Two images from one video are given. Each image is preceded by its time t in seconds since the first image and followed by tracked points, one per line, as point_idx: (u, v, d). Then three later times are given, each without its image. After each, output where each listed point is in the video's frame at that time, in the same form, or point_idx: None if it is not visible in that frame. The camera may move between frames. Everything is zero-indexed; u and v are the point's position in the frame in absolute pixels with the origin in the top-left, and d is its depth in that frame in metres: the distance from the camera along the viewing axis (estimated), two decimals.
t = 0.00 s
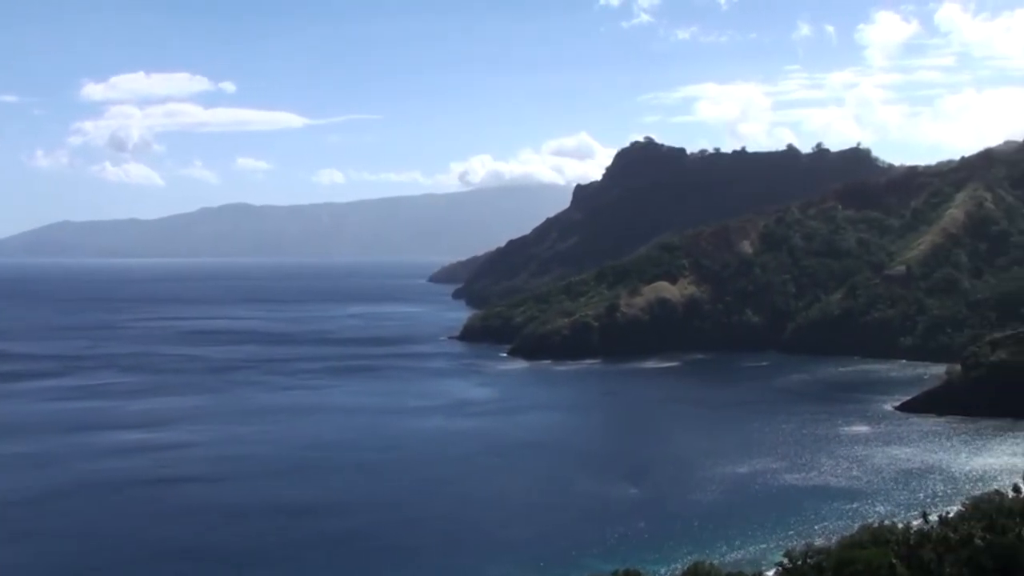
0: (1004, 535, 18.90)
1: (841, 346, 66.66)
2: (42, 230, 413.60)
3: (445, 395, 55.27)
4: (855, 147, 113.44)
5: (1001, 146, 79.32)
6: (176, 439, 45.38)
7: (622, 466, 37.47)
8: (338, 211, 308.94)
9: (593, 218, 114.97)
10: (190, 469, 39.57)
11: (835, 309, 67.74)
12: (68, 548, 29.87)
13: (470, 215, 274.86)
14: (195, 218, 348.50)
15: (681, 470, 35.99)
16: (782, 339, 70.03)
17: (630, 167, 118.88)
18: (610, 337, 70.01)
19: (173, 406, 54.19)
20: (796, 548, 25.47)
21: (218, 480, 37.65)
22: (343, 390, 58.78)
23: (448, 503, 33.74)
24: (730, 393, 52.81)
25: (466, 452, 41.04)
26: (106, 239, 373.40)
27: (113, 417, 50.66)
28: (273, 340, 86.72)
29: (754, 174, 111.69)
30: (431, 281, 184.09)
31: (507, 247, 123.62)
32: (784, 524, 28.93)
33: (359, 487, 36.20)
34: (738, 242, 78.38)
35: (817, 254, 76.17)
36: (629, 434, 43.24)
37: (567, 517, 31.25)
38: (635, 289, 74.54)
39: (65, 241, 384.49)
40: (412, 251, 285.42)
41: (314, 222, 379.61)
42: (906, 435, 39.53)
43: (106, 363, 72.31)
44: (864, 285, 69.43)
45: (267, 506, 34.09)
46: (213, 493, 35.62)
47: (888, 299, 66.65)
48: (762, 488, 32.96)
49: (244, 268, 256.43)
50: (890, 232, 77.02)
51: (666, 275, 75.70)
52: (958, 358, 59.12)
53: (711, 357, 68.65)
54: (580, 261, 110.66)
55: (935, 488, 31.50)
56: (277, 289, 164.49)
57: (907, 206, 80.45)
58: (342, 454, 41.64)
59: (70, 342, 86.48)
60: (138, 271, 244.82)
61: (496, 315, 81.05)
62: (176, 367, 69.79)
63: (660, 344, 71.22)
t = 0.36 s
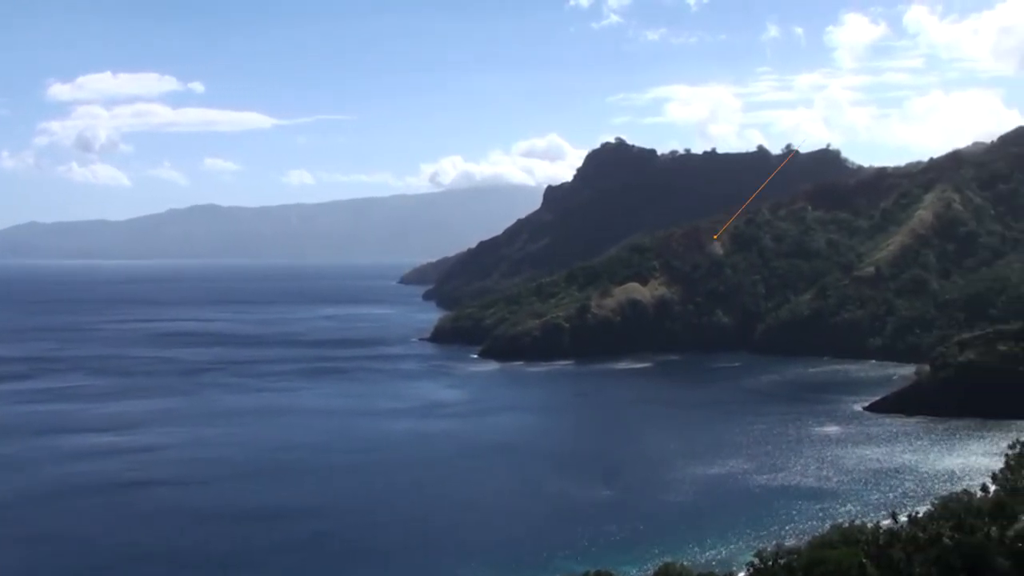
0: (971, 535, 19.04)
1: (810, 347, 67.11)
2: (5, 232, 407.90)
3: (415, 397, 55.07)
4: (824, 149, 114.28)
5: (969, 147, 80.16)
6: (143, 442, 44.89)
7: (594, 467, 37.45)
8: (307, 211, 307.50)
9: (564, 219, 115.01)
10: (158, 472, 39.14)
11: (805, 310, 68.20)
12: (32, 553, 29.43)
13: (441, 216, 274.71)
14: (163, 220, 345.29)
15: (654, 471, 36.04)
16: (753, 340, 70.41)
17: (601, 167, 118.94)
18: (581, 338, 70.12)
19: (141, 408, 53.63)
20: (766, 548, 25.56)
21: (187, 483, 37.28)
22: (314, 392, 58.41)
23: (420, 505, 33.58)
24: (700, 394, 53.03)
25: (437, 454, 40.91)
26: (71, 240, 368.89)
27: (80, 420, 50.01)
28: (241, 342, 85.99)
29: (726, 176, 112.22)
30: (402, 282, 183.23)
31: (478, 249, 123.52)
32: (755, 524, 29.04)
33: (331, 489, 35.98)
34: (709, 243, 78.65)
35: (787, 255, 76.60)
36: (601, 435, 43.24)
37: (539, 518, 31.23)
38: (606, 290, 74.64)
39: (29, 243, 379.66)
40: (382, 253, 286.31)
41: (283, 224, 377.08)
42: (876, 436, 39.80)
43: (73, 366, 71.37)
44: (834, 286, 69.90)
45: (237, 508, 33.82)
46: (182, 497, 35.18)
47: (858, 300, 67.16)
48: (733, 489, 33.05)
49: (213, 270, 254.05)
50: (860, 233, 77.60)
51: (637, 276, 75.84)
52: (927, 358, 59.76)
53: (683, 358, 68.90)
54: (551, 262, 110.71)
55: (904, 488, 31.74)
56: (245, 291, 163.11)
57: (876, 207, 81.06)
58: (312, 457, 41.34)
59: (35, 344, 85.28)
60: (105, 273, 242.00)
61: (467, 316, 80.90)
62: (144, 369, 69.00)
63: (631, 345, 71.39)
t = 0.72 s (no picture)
0: (939, 533, 19.19)
1: (779, 348, 67.54)
2: None
3: (386, 399, 54.84)
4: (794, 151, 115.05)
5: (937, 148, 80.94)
6: (110, 445, 44.38)
7: (566, 468, 37.45)
8: (277, 212, 305.65)
9: (535, 219, 115.01)
10: (126, 475, 38.72)
11: (775, 310, 68.60)
12: None
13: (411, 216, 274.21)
14: (129, 220, 341.81)
15: (626, 472, 36.08)
16: (723, 340, 70.75)
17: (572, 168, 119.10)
18: (551, 339, 70.19)
19: (108, 411, 53.03)
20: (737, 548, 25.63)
21: (155, 486, 36.90)
22: (283, 394, 58.02)
23: (392, 506, 33.44)
24: (671, 394, 53.20)
25: (409, 456, 40.77)
26: (36, 241, 364.15)
27: (46, 423, 49.36)
28: (210, 344, 85.24)
29: (696, 176, 112.71)
30: (371, 283, 182.47)
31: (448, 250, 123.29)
32: (725, 525, 29.11)
33: (301, 492, 35.74)
34: (679, 244, 78.93)
35: (757, 256, 77.01)
36: (573, 436, 43.24)
37: (511, 519, 31.18)
38: (576, 291, 74.72)
39: None
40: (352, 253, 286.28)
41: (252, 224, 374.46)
42: (846, 435, 40.04)
43: (38, 368, 70.43)
44: (803, 287, 70.36)
45: (206, 511, 33.53)
46: (150, 501, 34.74)
47: (827, 300, 67.60)
48: (704, 489, 33.14)
49: (180, 271, 251.63)
50: (829, 234, 78.17)
51: (607, 277, 75.99)
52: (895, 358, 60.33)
53: (653, 359, 69.12)
54: (521, 263, 110.69)
55: (874, 487, 31.93)
56: (214, 291, 161.72)
57: (845, 207, 81.67)
58: (282, 459, 41.05)
59: None
60: (70, 274, 239.10)
61: (438, 317, 80.70)
62: (110, 371, 68.25)
63: (602, 345, 71.53)
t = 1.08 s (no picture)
0: (907, 533, 19.36)
1: (749, 347, 67.89)
2: None
3: (356, 400, 54.55)
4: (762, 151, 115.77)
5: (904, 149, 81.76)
6: (75, 448, 43.78)
7: (538, 469, 37.40)
8: (245, 212, 303.42)
9: (505, 219, 114.95)
10: (92, 478, 38.22)
11: (744, 310, 68.94)
12: None
13: (381, 216, 273.23)
14: (94, 220, 337.84)
15: (597, 473, 36.06)
16: (693, 340, 71.03)
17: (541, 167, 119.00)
18: (521, 340, 70.15)
19: (74, 413, 52.34)
20: (707, 548, 25.67)
21: (122, 489, 36.46)
22: (252, 395, 57.54)
23: (363, 508, 33.27)
24: (641, 394, 53.32)
25: (379, 457, 40.58)
26: None
27: (10, 426, 48.60)
28: (177, 345, 84.39)
29: (666, 176, 113.26)
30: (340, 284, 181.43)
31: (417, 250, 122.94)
32: (696, 525, 29.16)
33: (269, 495, 35.44)
34: (649, 244, 79.11)
35: (727, 256, 77.38)
36: (543, 437, 43.20)
37: (482, 521, 31.07)
38: (547, 292, 74.70)
39: None
40: (322, 252, 285.10)
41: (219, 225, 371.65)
42: (816, 435, 40.24)
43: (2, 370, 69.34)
44: (773, 286, 70.74)
45: (174, 514, 33.16)
46: (117, 505, 34.28)
47: (796, 300, 68.04)
48: (674, 489, 33.21)
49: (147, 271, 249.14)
50: (798, 234, 78.69)
51: (578, 277, 76.07)
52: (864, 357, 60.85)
53: (624, 359, 69.26)
54: (491, 263, 110.58)
55: (844, 487, 32.09)
56: (180, 292, 160.09)
57: (814, 207, 82.27)
58: (251, 462, 40.69)
59: None
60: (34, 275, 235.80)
61: (407, 318, 80.39)
62: (76, 373, 67.39)
63: (573, 346, 71.60)
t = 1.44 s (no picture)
0: (877, 531, 19.51)
1: (719, 346, 68.23)
2: None
3: (326, 401, 54.22)
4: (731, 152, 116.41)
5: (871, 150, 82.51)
6: (40, 450, 43.18)
7: (510, 469, 37.34)
8: (214, 212, 300.91)
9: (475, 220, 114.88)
10: (57, 480, 37.71)
11: (714, 310, 69.28)
12: None
13: (352, 216, 272.17)
14: (60, 220, 333.71)
15: (569, 473, 36.05)
16: (664, 340, 71.26)
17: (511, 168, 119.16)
18: (492, 340, 70.06)
19: (39, 415, 51.61)
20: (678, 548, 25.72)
21: (88, 492, 36.03)
22: (220, 396, 57.04)
23: (334, 510, 33.09)
24: (613, 394, 53.42)
25: (350, 458, 40.37)
26: None
27: None
28: (144, 346, 83.49)
29: (637, 177, 113.71)
30: (309, 284, 180.25)
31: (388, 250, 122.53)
32: (667, 524, 29.23)
33: (239, 497, 35.13)
34: (620, 244, 79.25)
35: (697, 255, 77.71)
36: (515, 437, 43.15)
37: (454, 521, 30.98)
38: (517, 292, 74.65)
39: None
40: (293, 252, 283.49)
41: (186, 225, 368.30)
42: (787, 435, 40.47)
43: None
44: (743, 286, 71.11)
45: (142, 517, 32.79)
46: (85, 508, 33.78)
47: (766, 299, 68.44)
48: (645, 489, 33.27)
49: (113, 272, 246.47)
50: (768, 234, 79.18)
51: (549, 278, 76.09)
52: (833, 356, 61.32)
53: (595, 359, 69.36)
54: (463, 263, 110.51)
55: (815, 486, 32.27)
56: (148, 293, 158.43)
57: (783, 207, 82.82)
58: (220, 463, 40.33)
59: None
60: None
61: (377, 318, 80.03)
62: (41, 375, 66.45)
63: (544, 346, 71.61)
